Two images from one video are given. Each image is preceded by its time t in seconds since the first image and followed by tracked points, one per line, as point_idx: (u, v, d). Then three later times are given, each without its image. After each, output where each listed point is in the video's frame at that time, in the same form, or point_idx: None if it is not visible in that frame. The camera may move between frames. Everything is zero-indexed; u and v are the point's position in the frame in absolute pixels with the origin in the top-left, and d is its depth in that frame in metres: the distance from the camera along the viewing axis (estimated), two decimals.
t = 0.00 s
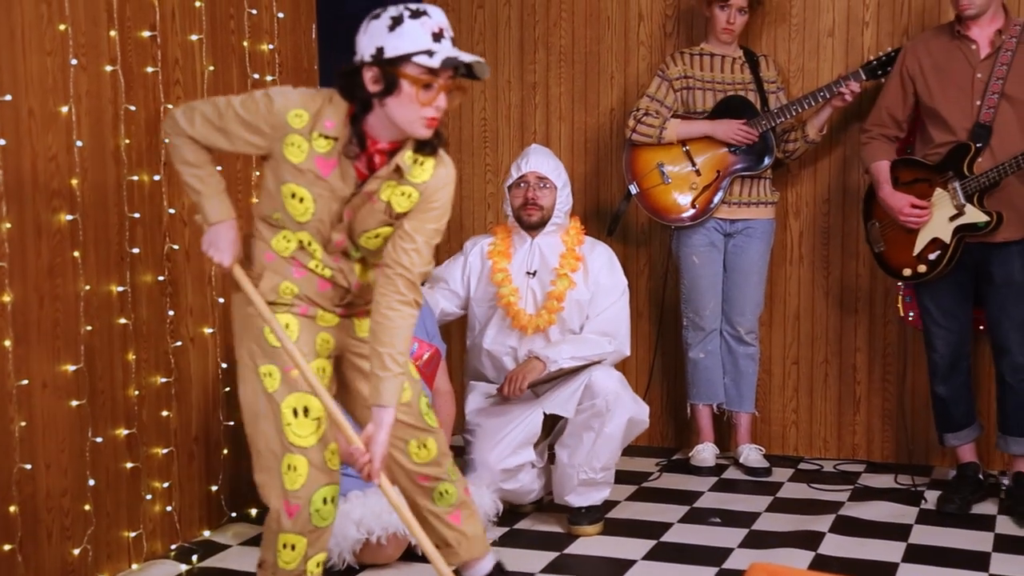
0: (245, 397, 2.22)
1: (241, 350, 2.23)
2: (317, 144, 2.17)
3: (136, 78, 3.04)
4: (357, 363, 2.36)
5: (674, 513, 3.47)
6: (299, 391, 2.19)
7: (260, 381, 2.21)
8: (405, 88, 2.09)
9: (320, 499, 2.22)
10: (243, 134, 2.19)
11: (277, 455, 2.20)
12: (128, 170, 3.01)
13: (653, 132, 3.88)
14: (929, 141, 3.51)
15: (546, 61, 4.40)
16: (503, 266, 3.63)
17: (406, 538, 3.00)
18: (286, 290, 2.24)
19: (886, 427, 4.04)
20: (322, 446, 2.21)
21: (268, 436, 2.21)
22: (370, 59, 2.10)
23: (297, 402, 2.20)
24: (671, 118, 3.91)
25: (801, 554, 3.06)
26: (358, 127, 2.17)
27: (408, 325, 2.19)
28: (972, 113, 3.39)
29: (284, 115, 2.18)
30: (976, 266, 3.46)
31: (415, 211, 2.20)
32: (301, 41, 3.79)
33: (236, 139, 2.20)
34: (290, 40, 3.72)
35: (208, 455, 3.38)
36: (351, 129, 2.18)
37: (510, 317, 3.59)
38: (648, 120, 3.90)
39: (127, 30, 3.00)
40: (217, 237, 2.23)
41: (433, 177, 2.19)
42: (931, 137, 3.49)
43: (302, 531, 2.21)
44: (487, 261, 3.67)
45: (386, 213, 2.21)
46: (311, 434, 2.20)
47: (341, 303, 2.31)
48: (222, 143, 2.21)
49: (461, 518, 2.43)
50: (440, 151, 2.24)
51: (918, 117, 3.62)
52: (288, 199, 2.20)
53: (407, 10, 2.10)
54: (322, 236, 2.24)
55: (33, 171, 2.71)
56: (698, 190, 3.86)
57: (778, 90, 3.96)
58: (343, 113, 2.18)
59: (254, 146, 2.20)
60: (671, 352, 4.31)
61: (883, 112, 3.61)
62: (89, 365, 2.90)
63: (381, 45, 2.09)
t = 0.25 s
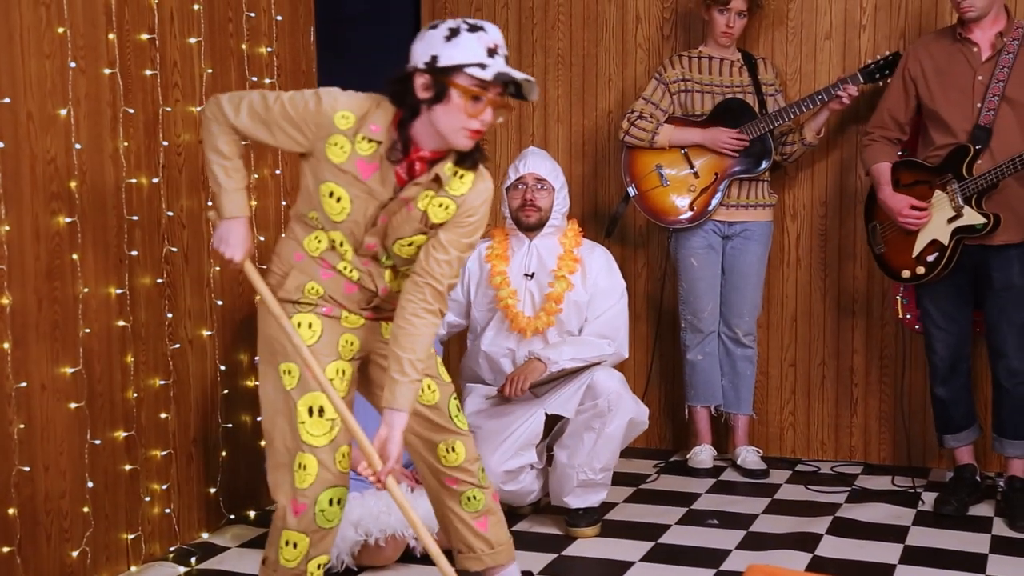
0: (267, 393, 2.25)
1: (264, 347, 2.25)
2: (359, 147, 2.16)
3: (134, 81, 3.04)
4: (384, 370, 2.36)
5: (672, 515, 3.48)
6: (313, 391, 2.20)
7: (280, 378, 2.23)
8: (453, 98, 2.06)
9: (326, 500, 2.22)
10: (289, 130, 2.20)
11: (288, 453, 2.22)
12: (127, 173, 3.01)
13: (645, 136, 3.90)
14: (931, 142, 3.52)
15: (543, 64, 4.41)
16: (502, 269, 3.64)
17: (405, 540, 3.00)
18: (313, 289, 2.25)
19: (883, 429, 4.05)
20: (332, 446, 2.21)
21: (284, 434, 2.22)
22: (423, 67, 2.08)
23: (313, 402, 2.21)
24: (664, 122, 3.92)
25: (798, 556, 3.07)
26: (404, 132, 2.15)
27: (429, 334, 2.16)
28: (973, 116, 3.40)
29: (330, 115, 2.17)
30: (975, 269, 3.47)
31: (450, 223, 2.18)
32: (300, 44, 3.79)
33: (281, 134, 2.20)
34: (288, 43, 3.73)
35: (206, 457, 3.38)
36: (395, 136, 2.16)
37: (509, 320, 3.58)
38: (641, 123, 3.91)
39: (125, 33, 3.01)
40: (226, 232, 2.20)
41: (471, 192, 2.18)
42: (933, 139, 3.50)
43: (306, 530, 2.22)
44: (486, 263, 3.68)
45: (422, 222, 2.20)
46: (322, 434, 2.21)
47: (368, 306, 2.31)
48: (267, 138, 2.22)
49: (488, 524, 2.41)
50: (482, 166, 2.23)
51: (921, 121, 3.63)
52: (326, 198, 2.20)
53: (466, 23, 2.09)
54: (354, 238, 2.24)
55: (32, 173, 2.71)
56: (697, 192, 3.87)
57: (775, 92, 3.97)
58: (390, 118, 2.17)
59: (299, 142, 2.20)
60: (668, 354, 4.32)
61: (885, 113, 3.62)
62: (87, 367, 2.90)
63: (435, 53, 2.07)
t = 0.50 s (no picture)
0: (263, 397, 2.25)
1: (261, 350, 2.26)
2: (381, 150, 2.19)
3: (132, 82, 3.04)
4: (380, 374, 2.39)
5: (669, 516, 3.48)
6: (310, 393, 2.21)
7: (275, 381, 2.23)
8: (488, 111, 2.12)
9: (324, 502, 2.22)
10: (309, 131, 2.19)
11: (285, 456, 2.21)
12: (124, 175, 3.02)
13: (638, 137, 3.91)
14: (933, 143, 3.53)
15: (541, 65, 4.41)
16: (498, 272, 3.63)
17: (403, 541, 3.00)
18: (308, 293, 2.25)
19: (880, 430, 4.05)
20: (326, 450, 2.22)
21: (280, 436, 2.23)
22: (461, 76, 2.14)
23: (307, 404, 2.21)
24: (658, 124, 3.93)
25: (795, 557, 3.07)
26: (432, 138, 2.18)
27: (424, 347, 2.15)
28: (975, 118, 3.40)
29: (354, 114, 2.19)
30: (973, 271, 3.47)
31: (456, 238, 2.22)
32: (297, 45, 3.80)
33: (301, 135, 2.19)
34: (286, 44, 3.73)
35: (204, 458, 3.38)
36: (420, 142, 2.20)
37: (507, 324, 3.59)
38: (637, 125, 3.92)
39: (123, 34, 3.01)
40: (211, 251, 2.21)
41: (482, 210, 2.23)
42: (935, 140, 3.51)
43: (303, 533, 2.22)
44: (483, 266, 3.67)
45: (429, 232, 2.22)
46: (318, 436, 2.21)
47: (365, 312, 2.31)
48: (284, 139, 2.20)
49: (490, 528, 2.41)
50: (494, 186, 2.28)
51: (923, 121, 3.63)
52: (338, 199, 2.21)
53: (507, 41, 2.16)
54: (360, 241, 2.25)
55: (29, 175, 2.71)
56: (694, 193, 3.87)
57: (773, 94, 3.97)
58: (416, 124, 2.21)
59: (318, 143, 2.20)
60: (666, 355, 4.32)
61: (887, 114, 3.62)
62: (85, 368, 2.90)
63: (476, 65, 2.13)
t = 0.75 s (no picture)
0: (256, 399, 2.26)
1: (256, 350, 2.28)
2: (375, 155, 2.21)
3: (130, 83, 3.04)
4: (372, 375, 2.42)
5: (666, 516, 3.49)
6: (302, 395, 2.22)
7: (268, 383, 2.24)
8: (486, 121, 2.11)
9: (320, 502, 2.22)
10: (304, 138, 2.19)
11: (281, 457, 2.23)
12: (122, 175, 3.02)
13: (636, 138, 3.91)
14: (935, 144, 3.53)
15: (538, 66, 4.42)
16: (496, 275, 3.64)
17: (400, 541, 3.00)
18: (300, 295, 2.27)
19: (877, 431, 4.06)
20: (320, 451, 2.22)
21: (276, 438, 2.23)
22: (460, 85, 2.13)
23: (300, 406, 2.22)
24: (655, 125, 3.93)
25: (793, 557, 3.08)
26: (428, 144, 2.18)
27: (423, 357, 2.16)
28: (976, 119, 3.40)
29: (349, 119, 2.20)
30: (971, 272, 3.47)
31: (450, 245, 2.24)
32: (295, 46, 3.80)
33: (295, 142, 2.18)
34: (283, 45, 3.73)
35: (202, 459, 3.39)
36: (417, 148, 2.20)
37: (505, 327, 3.59)
38: (635, 126, 3.92)
39: (120, 35, 3.01)
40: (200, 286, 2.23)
41: (476, 217, 2.25)
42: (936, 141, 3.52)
43: (300, 534, 2.22)
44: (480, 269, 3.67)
45: (422, 238, 2.25)
46: (312, 437, 2.22)
47: (356, 315, 2.33)
48: (278, 148, 2.19)
49: (480, 529, 2.42)
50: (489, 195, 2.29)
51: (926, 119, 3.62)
52: (331, 205, 2.24)
53: (509, 51, 2.15)
54: (353, 247, 2.27)
55: (27, 176, 2.72)
56: (692, 194, 3.87)
57: (771, 95, 3.98)
58: (411, 129, 2.22)
59: (313, 151, 2.20)
60: (663, 355, 4.33)
61: (889, 115, 3.62)
62: (83, 368, 2.90)
63: (475, 74, 2.12)
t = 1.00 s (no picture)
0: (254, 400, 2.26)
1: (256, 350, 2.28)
2: (367, 162, 2.23)
3: (127, 83, 3.04)
4: (371, 376, 2.42)
5: (664, 517, 3.49)
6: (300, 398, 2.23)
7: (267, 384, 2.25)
8: (478, 123, 2.13)
9: (319, 503, 2.23)
10: (298, 154, 2.20)
11: (281, 458, 2.24)
12: (119, 176, 3.02)
13: (636, 139, 3.91)
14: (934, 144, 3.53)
15: (536, 67, 4.42)
16: (494, 278, 3.63)
17: (398, 542, 3.00)
18: (297, 297, 2.29)
19: (874, 431, 4.06)
20: (320, 452, 2.23)
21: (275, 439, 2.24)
22: (450, 88, 2.14)
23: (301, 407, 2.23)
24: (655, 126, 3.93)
25: (790, 557, 3.08)
26: (421, 148, 2.20)
27: (432, 356, 2.17)
28: (976, 120, 3.40)
29: (340, 129, 2.22)
30: (969, 273, 3.47)
31: (450, 243, 2.23)
32: (292, 47, 3.80)
33: (289, 158, 2.19)
34: (281, 46, 3.73)
35: (199, 459, 3.39)
36: (410, 153, 2.22)
37: (502, 329, 3.59)
38: (634, 127, 3.92)
39: (118, 36, 3.01)
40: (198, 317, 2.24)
41: (472, 215, 2.25)
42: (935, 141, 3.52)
43: (299, 534, 2.23)
44: (478, 271, 3.67)
45: (421, 240, 2.26)
46: (312, 438, 2.23)
47: (354, 316, 2.35)
48: (272, 165, 2.20)
49: (477, 529, 2.44)
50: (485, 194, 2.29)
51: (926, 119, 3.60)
52: (326, 213, 2.26)
53: (497, 52, 2.15)
54: (350, 251, 2.29)
55: (24, 175, 2.72)
56: (692, 194, 3.87)
57: (770, 95, 3.98)
58: (402, 134, 2.24)
59: (307, 165, 2.21)
60: (661, 356, 4.33)
61: (890, 115, 3.63)
62: (80, 368, 2.90)
63: (465, 76, 2.13)
